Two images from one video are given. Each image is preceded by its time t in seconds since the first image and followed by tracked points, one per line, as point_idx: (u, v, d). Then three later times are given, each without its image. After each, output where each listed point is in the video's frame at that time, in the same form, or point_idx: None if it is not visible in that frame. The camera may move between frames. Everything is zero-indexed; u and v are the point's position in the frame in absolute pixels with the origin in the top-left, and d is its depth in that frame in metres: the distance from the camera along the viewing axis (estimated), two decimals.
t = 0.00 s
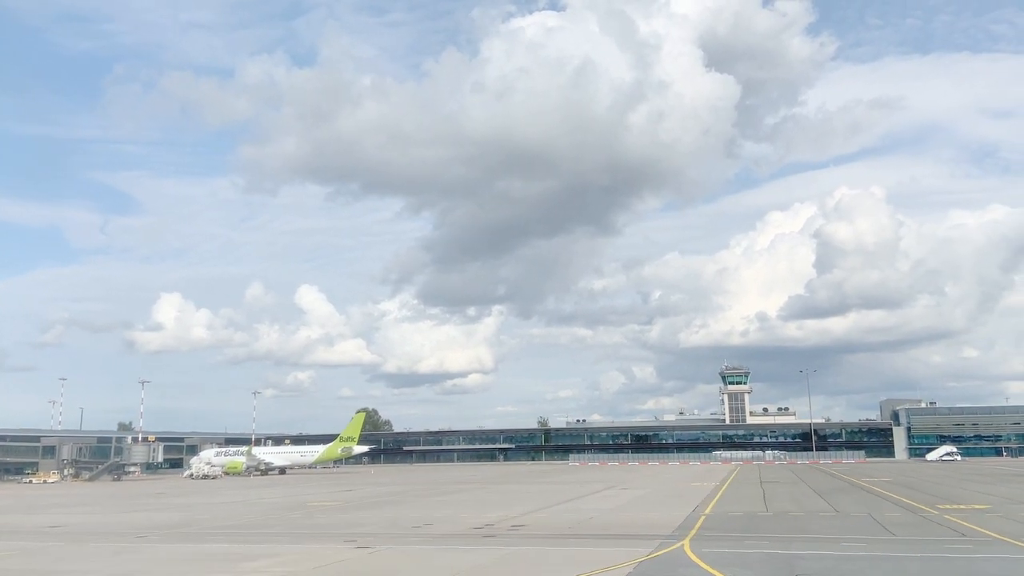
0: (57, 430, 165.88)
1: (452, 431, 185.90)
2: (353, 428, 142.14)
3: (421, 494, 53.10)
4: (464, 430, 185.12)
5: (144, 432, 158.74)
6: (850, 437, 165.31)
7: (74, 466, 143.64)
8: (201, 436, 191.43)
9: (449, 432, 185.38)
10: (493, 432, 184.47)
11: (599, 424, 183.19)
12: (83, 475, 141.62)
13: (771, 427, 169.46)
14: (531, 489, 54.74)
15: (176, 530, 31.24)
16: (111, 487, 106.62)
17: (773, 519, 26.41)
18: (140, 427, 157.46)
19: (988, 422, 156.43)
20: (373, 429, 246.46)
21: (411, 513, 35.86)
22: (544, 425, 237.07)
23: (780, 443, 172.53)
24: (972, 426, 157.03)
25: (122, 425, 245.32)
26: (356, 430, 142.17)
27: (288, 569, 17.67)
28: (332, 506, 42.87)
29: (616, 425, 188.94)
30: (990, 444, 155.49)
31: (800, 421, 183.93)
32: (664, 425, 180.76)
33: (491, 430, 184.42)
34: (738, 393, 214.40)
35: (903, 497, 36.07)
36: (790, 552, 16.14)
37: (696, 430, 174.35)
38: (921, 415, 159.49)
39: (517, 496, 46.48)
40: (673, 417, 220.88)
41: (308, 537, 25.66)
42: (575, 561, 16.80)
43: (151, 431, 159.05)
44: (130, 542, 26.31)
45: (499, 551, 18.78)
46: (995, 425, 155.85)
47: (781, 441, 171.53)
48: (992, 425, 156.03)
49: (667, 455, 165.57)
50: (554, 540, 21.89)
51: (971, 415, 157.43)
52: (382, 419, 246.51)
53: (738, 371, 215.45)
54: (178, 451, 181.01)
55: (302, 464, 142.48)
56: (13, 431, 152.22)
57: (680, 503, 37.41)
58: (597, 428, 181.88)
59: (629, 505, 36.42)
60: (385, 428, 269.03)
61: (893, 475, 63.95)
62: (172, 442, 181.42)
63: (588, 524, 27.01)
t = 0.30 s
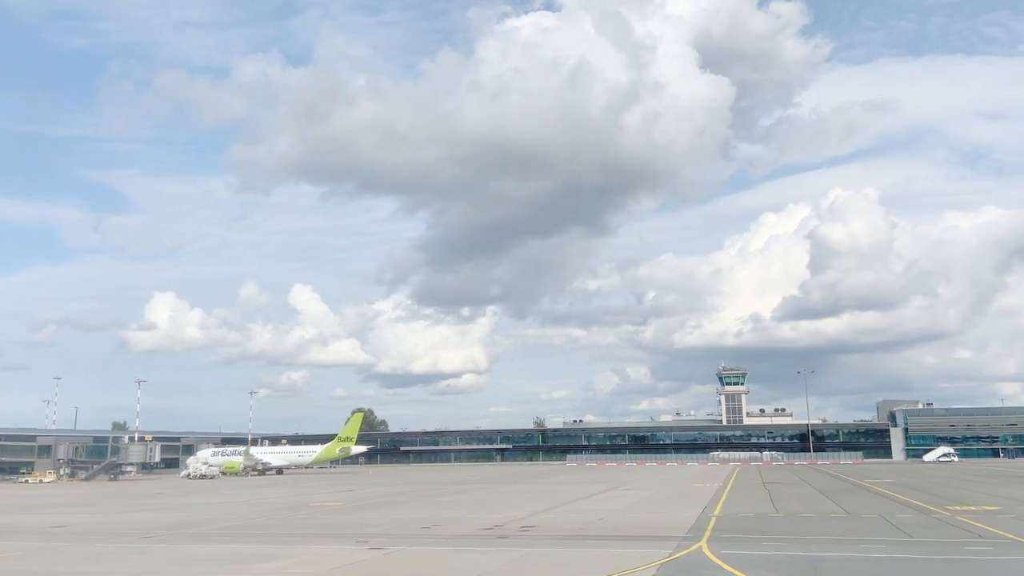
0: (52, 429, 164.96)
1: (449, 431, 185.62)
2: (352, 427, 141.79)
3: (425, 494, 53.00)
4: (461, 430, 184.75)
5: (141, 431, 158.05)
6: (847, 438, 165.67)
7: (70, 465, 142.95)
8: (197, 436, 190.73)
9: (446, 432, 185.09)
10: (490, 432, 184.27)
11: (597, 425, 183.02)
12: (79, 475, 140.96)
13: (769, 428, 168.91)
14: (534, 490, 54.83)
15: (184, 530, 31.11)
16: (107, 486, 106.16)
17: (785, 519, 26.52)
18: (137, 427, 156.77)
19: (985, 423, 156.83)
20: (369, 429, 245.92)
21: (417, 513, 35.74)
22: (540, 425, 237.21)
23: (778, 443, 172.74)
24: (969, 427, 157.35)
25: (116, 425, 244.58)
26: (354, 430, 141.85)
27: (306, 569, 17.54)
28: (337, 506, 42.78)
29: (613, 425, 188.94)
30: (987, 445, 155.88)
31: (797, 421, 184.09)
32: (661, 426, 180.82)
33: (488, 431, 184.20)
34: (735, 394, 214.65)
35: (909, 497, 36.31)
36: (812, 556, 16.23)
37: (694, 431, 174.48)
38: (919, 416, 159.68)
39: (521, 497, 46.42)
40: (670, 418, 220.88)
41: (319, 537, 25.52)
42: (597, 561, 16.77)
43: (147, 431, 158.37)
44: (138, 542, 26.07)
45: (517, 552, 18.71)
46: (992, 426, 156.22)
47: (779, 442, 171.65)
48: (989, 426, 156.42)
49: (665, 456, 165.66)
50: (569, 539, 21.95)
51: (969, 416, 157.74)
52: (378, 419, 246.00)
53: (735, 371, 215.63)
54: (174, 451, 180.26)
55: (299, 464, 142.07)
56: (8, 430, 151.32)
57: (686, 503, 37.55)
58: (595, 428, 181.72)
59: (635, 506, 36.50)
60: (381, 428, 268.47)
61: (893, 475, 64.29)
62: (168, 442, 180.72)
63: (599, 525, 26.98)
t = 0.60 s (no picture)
0: (47, 428, 164.17)
1: (445, 431, 185.41)
2: (349, 427, 141.56)
3: (427, 495, 52.84)
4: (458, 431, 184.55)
5: (137, 431, 157.55)
6: (844, 438, 165.97)
7: (66, 465, 142.37)
8: (192, 436, 190.19)
9: (442, 432, 184.90)
10: (487, 432, 184.09)
11: (593, 425, 182.95)
12: (75, 474, 140.42)
13: (765, 428, 169.32)
14: (536, 490, 54.76)
15: (189, 530, 30.95)
16: (104, 486, 105.79)
17: (794, 519, 26.58)
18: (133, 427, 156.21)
19: (982, 424, 157.12)
20: (365, 429, 245.53)
21: (423, 513, 35.64)
22: (537, 425, 237.19)
23: (774, 443, 172.94)
24: (966, 427, 157.63)
25: (111, 425, 243.94)
26: (351, 429, 141.60)
27: (323, 571, 17.40)
28: (340, 507, 42.56)
29: (610, 425, 188.94)
30: (984, 446, 156.19)
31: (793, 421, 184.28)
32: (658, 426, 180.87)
33: (485, 430, 184.00)
34: (731, 394, 214.87)
35: (915, 497, 36.32)
36: (831, 556, 16.15)
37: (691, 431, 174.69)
38: (916, 417, 159.94)
39: (525, 497, 46.32)
40: (666, 418, 221.03)
41: (324, 538, 25.23)
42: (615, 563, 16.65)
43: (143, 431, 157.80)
44: (145, 543, 25.82)
45: (534, 553, 18.57)
46: (989, 427, 156.57)
47: (776, 442, 171.79)
48: (985, 426, 156.74)
49: (663, 456, 165.79)
50: (583, 539, 21.92)
51: (966, 417, 157.91)
52: (374, 419, 245.60)
53: (731, 371, 215.79)
54: (170, 451, 179.65)
55: (297, 464, 141.60)
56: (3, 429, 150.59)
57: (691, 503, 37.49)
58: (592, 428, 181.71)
59: (641, 506, 36.44)
60: (376, 427, 268.09)
61: (894, 475, 64.58)
62: (164, 442, 180.11)
63: (611, 525, 26.92)
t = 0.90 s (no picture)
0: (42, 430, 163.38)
1: (443, 431, 185.17)
2: (348, 427, 141.33)
3: (429, 495, 52.73)
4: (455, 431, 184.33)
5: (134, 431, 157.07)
6: (841, 437, 166.14)
7: (62, 466, 141.76)
8: (189, 437, 189.61)
9: (440, 432, 184.67)
10: (484, 432, 183.86)
11: (590, 425, 182.92)
12: (72, 475, 139.84)
13: (762, 427, 169.49)
14: (539, 490, 54.69)
15: (195, 532, 30.82)
16: (102, 487, 105.37)
17: (804, 519, 26.55)
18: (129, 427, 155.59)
19: (979, 423, 157.36)
20: (361, 429, 245.17)
21: (429, 514, 35.63)
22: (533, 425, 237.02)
23: (771, 443, 173.03)
24: (963, 426, 157.79)
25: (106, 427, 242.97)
26: (350, 430, 141.35)
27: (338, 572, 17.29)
28: (343, 507, 42.38)
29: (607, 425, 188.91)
30: (981, 445, 156.38)
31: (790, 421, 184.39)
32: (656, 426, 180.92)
33: (482, 430, 183.78)
34: (729, 393, 214.96)
35: (922, 497, 36.27)
36: (852, 557, 16.11)
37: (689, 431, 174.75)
38: (913, 416, 160.16)
39: (529, 498, 46.27)
40: (663, 418, 221.08)
41: (335, 538, 25.17)
42: (634, 563, 16.64)
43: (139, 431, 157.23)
44: (154, 544, 25.69)
45: (551, 553, 18.54)
46: (986, 426, 156.87)
47: (773, 441, 171.87)
48: (982, 425, 157.10)
49: (660, 455, 165.87)
50: (596, 540, 21.91)
51: (964, 416, 158.07)
52: (370, 419, 245.32)
53: (728, 371, 215.82)
54: (167, 452, 178.98)
55: (295, 464, 141.26)
56: None
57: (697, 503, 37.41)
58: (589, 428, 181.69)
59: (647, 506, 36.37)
60: (373, 428, 267.82)
61: (896, 474, 64.61)
62: (160, 443, 179.44)
63: (621, 525, 27.02)
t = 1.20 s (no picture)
0: (37, 432, 162.28)
1: (440, 431, 184.84)
2: (346, 427, 140.96)
3: (431, 495, 52.35)
4: (451, 431, 183.96)
5: (130, 433, 156.36)
6: (838, 436, 166.39)
7: (57, 468, 140.95)
8: (184, 438, 188.82)
9: (437, 432, 184.29)
10: (481, 432, 183.55)
11: (587, 424, 182.84)
12: (67, 477, 139.06)
13: (759, 426, 169.59)
14: (542, 490, 54.43)
15: (199, 533, 30.45)
16: (98, 489, 104.76)
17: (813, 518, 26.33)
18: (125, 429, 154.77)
19: (974, 420, 157.85)
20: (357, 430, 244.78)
21: (434, 514, 35.42)
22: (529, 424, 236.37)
23: (768, 441, 173.17)
24: (959, 424, 158.17)
25: (100, 429, 241.79)
26: (347, 430, 141.03)
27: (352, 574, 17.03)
28: (346, 509, 41.95)
29: (603, 424, 188.74)
30: (977, 442, 156.77)
31: (787, 419, 184.49)
32: (652, 425, 180.85)
33: (479, 430, 183.43)
34: (725, 392, 215.15)
35: (928, 495, 36.23)
36: (875, 556, 16.01)
37: (686, 430, 174.72)
38: (909, 414, 160.69)
39: (532, 497, 46.09)
40: (659, 417, 221.14)
41: (345, 539, 24.98)
42: (653, 563, 16.53)
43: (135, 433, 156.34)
44: (161, 545, 25.45)
45: (568, 553, 18.43)
46: (981, 423, 157.36)
47: (770, 440, 171.88)
48: (978, 423, 157.51)
49: (657, 454, 165.82)
50: (610, 540, 21.67)
51: (960, 413, 158.52)
52: (365, 420, 244.91)
53: (725, 369, 216.00)
54: (162, 454, 178.09)
55: (292, 465, 140.74)
56: None
57: (704, 502, 37.15)
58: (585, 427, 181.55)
59: (654, 506, 36.11)
60: (368, 428, 267.39)
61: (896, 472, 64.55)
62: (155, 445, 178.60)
63: (630, 525, 26.86)
